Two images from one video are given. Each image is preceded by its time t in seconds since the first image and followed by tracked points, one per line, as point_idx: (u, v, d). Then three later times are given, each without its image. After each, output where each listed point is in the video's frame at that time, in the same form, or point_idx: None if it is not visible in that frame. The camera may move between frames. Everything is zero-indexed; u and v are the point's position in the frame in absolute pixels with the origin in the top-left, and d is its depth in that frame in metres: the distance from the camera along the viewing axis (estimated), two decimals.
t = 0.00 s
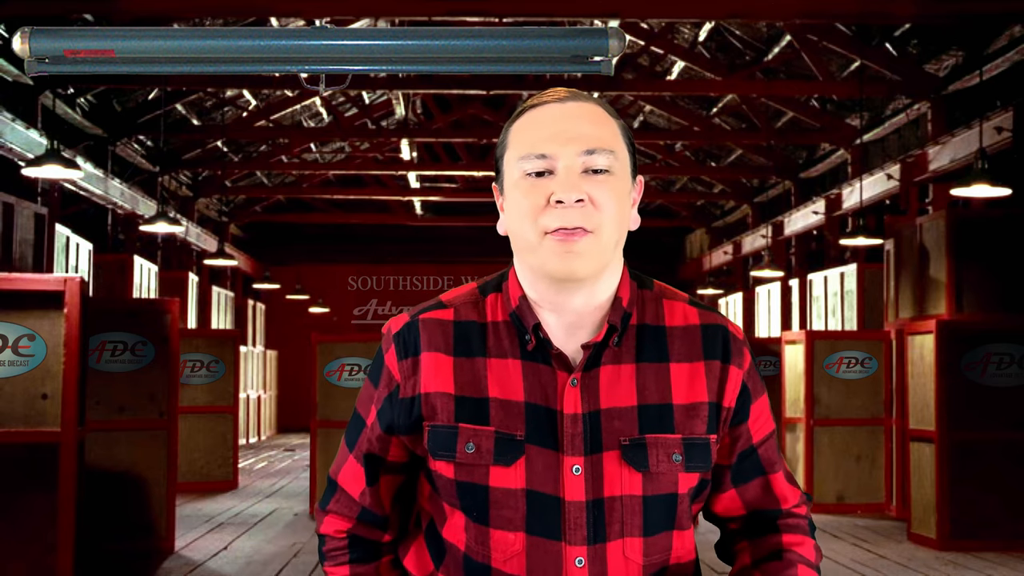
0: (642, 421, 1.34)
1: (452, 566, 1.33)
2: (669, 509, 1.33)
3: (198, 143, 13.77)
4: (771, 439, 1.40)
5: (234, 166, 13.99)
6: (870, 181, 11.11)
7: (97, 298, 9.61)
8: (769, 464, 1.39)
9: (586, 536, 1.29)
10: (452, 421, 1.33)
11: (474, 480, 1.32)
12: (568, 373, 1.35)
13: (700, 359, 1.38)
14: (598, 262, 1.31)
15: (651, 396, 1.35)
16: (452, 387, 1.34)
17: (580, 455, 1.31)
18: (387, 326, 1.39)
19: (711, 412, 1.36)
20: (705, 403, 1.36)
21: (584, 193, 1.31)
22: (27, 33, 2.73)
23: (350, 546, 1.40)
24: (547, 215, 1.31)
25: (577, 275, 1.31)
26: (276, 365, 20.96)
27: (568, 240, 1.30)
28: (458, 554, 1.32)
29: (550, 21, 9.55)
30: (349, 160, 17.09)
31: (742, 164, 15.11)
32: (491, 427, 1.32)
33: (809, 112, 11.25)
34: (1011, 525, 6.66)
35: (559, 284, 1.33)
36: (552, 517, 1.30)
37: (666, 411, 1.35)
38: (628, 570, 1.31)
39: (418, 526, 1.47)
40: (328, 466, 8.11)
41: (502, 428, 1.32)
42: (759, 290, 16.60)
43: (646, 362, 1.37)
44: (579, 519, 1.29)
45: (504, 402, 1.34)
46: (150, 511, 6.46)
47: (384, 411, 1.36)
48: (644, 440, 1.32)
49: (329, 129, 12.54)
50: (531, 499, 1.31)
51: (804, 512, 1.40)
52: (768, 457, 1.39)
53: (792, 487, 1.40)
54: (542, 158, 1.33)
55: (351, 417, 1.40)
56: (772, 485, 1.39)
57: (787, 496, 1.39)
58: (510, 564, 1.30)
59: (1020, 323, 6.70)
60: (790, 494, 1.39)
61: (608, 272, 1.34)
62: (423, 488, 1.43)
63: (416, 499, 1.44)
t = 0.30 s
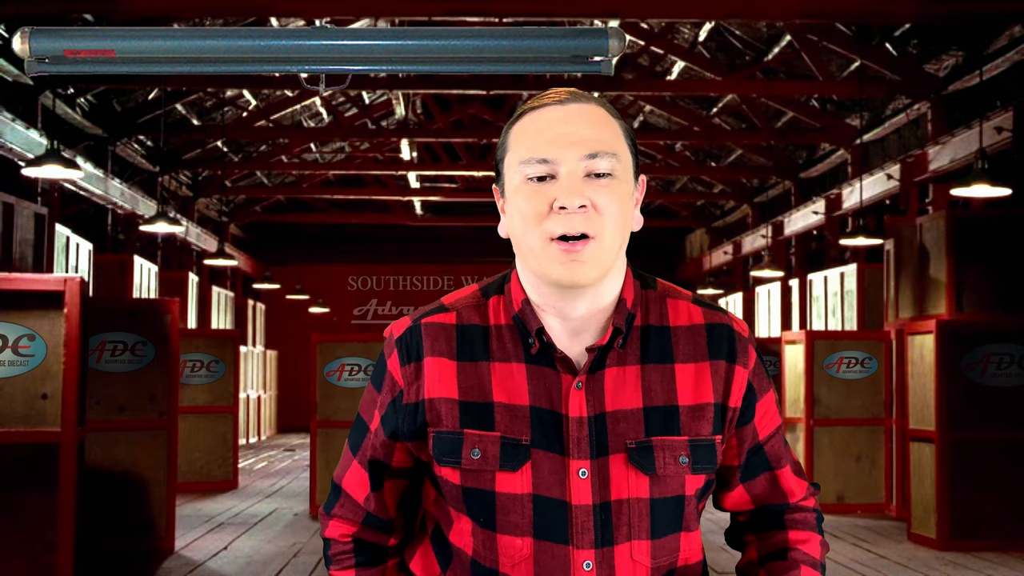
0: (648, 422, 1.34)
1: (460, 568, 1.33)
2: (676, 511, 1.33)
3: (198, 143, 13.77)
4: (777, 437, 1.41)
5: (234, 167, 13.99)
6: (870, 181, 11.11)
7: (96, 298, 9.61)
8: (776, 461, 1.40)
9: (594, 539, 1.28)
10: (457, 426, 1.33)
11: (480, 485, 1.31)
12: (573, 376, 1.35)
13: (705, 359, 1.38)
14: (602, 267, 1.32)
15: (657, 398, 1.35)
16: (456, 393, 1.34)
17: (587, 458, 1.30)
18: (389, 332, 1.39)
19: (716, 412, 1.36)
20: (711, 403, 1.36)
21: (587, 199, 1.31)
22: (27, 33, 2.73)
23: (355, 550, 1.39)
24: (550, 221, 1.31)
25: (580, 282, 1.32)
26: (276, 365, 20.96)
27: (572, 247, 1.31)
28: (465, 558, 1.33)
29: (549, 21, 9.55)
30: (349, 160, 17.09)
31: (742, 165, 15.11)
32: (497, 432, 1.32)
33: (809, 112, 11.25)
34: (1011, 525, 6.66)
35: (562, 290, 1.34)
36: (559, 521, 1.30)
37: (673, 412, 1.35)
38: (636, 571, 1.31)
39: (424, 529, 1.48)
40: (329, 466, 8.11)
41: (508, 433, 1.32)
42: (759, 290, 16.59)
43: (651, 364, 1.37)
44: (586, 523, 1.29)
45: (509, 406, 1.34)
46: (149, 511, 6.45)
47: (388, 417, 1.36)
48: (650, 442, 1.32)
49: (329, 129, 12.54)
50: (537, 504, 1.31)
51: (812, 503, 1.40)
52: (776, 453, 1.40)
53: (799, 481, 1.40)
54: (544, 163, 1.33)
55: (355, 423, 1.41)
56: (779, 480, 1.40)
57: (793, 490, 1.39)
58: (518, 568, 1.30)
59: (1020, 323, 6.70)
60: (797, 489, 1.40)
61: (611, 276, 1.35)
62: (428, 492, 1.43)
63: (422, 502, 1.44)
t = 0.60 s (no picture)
0: (647, 424, 1.34)
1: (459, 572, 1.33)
2: (675, 510, 1.34)
3: (198, 143, 13.76)
4: (769, 432, 1.41)
5: (234, 167, 14.00)
6: (870, 181, 11.11)
7: (97, 298, 9.61)
8: (767, 455, 1.40)
9: (594, 540, 1.29)
10: (455, 432, 1.32)
11: (481, 491, 1.31)
12: (571, 377, 1.35)
13: (701, 358, 1.38)
14: (600, 273, 1.32)
15: (655, 398, 1.35)
16: (454, 398, 1.33)
17: (586, 460, 1.31)
18: (380, 335, 1.37)
19: (712, 412, 1.37)
20: (708, 403, 1.36)
21: (586, 207, 1.31)
22: (27, 33, 2.73)
23: (350, 556, 1.39)
24: (548, 228, 1.31)
25: (577, 287, 1.32)
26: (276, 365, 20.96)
27: (571, 251, 1.31)
28: (465, 562, 1.32)
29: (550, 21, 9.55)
30: (349, 160, 17.10)
31: (742, 164, 15.11)
32: (496, 436, 1.32)
33: (809, 112, 11.25)
34: (1011, 525, 6.66)
35: (560, 296, 1.34)
36: (560, 523, 1.30)
37: (670, 413, 1.35)
38: (637, 572, 1.31)
39: (419, 531, 1.47)
40: (328, 466, 8.12)
41: (507, 437, 1.32)
42: (759, 290, 16.60)
43: (648, 365, 1.37)
44: (587, 525, 1.29)
45: (508, 409, 1.33)
46: (149, 511, 6.45)
47: (384, 423, 1.34)
48: (649, 443, 1.33)
49: (329, 129, 12.55)
50: (538, 506, 1.31)
51: (798, 500, 1.41)
52: (766, 448, 1.40)
53: (789, 475, 1.42)
54: (541, 169, 1.32)
55: (347, 430, 1.39)
56: (768, 474, 1.40)
57: (783, 484, 1.40)
58: (521, 570, 1.30)
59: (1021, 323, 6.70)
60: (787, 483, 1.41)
61: (609, 277, 1.35)
62: (423, 496, 1.43)
63: (416, 504, 1.44)
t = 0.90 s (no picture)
0: (638, 421, 1.34)
1: (451, 570, 1.33)
2: (665, 507, 1.34)
3: (198, 143, 13.76)
4: (755, 431, 1.43)
5: (234, 167, 14.00)
6: (870, 181, 11.11)
7: (96, 298, 9.61)
8: (751, 453, 1.42)
9: (585, 535, 1.29)
10: (449, 428, 1.32)
11: (473, 486, 1.31)
12: (563, 374, 1.35)
13: (691, 356, 1.38)
14: (580, 277, 1.32)
15: (646, 395, 1.35)
16: (447, 394, 1.34)
17: (577, 456, 1.30)
18: (375, 334, 1.38)
19: (703, 410, 1.37)
20: (698, 401, 1.37)
21: (564, 211, 1.31)
22: (27, 33, 2.73)
23: (342, 555, 1.38)
24: (527, 232, 1.32)
25: (556, 291, 1.33)
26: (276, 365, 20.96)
27: (550, 253, 1.31)
28: (457, 559, 1.32)
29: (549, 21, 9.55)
30: (349, 160, 17.10)
31: (742, 164, 15.11)
32: (489, 432, 1.32)
33: (809, 112, 11.25)
34: (1011, 525, 6.66)
35: (541, 299, 1.35)
36: (552, 518, 1.30)
37: (662, 410, 1.35)
38: (627, 570, 1.31)
39: (410, 531, 1.47)
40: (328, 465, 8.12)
41: (500, 433, 1.32)
42: (759, 290, 16.60)
43: (640, 363, 1.37)
44: (578, 520, 1.29)
45: (500, 405, 1.33)
46: (150, 511, 6.44)
47: (378, 420, 1.35)
48: (641, 440, 1.32)
49: (329, 129, 12.55)
50: (530, 502, 1.30)
51: (774, 507, 1.43)
52: (751, 446, 1.42)
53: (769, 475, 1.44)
54: (522, 175, 1.32)
55: (341, 428, 1.39)
56: (750, 474, 1.43)
57: (762, 483, 1.42)
58: (512, 566, 1.30)
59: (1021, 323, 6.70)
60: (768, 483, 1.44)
61: (596, 276, 1.35)
62: (416, 494, 1.42)
63: (408, 503, 1.44)
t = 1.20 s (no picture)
0: (628, 423, 1.33)
1: (442, 555, 1.36)
2: (651, 511, 1.33)
3: (198, 143, 13.76)
4: (764, 449, 1.38)
5: (234, 167, 14.00)
6: (870, 181, 11.11)
7: (97, 298, 9.61)
8: (758, 472, 1.38)
9: (566, 531, 1.30)
10: (441, 414, 1.36)
11: (459, 473, 1.34)
12: (556, 370, 1.36)
13: (691, 364, 1.36)
14: (563, 275, 1.30)
15: (638, 398, 1.34)
16: (444, 381, 1.37)
17: (564, 451, 1.32)
18: (391, 322, 1.44)
19: (698, 419, 1.35)
20: (693, 409, 1.34)
21: (545, 209, 1.29)
22: (27, 33, 2.73)
23: (351, 530, 1.42)
24: (510, 230, 1.30)
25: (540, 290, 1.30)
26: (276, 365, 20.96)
27: (532, 251, 1.29)
28: (448, 543, 1.35)
29: (549, 21, 9.55)
30: (349, 160, 17.11)
31: (742, 165, 15.12)
32: (478, 420, 1.34)
33: (809, 112, 11.25)
34: (1011, 525, 6.66)
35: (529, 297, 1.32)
36: (535, 510, 1.32)
37: (653, 414, 1.34)
38: (608, 570, 1.31)
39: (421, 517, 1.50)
40: (329, 465, 8.12)
41: (488, 422, 1.34)
42: (759, 290, 16.60)
43: (636, 364, 1.36)
44: (560, 515, 1.30)
45: (492, 396, 1.36)
46: (150, 511, 6.44)
47: (382, 402, 1.40)
48: (627, 441, 1.32)
49: (329, 129, 12.55)
50: (513, 492, 1.33)
51: (788, 538, 1.38)
52: (759, 465, 1.38)
53: (781, 500, 1.38)
54: (506, 174, 1.31)
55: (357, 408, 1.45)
56: (757, 495, 1.39)
57: (772, 509, 1.38)
58: (492, 554, 1.32)
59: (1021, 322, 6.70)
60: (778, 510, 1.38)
61: (586, 275, 1.33)
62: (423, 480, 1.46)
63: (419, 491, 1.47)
